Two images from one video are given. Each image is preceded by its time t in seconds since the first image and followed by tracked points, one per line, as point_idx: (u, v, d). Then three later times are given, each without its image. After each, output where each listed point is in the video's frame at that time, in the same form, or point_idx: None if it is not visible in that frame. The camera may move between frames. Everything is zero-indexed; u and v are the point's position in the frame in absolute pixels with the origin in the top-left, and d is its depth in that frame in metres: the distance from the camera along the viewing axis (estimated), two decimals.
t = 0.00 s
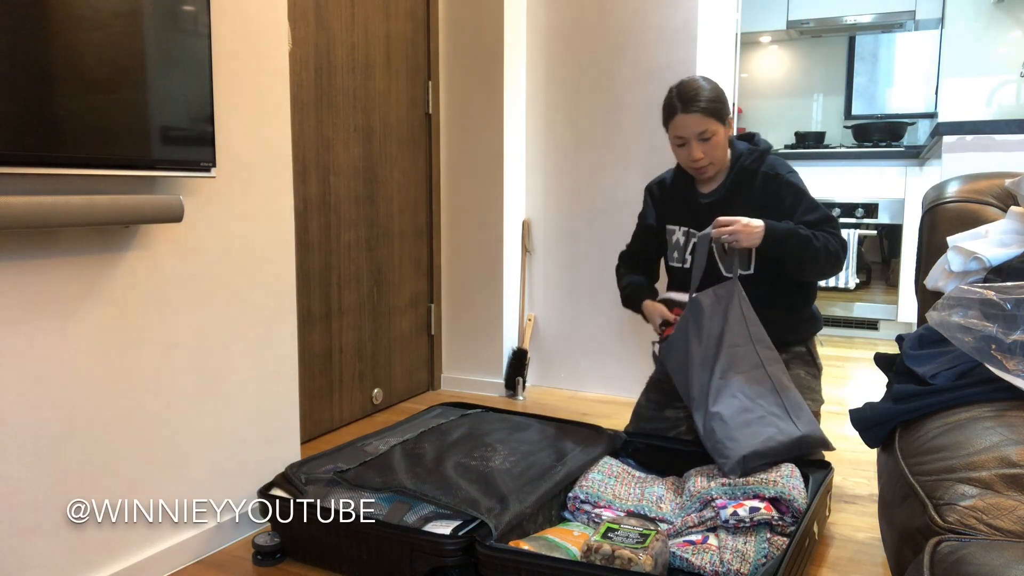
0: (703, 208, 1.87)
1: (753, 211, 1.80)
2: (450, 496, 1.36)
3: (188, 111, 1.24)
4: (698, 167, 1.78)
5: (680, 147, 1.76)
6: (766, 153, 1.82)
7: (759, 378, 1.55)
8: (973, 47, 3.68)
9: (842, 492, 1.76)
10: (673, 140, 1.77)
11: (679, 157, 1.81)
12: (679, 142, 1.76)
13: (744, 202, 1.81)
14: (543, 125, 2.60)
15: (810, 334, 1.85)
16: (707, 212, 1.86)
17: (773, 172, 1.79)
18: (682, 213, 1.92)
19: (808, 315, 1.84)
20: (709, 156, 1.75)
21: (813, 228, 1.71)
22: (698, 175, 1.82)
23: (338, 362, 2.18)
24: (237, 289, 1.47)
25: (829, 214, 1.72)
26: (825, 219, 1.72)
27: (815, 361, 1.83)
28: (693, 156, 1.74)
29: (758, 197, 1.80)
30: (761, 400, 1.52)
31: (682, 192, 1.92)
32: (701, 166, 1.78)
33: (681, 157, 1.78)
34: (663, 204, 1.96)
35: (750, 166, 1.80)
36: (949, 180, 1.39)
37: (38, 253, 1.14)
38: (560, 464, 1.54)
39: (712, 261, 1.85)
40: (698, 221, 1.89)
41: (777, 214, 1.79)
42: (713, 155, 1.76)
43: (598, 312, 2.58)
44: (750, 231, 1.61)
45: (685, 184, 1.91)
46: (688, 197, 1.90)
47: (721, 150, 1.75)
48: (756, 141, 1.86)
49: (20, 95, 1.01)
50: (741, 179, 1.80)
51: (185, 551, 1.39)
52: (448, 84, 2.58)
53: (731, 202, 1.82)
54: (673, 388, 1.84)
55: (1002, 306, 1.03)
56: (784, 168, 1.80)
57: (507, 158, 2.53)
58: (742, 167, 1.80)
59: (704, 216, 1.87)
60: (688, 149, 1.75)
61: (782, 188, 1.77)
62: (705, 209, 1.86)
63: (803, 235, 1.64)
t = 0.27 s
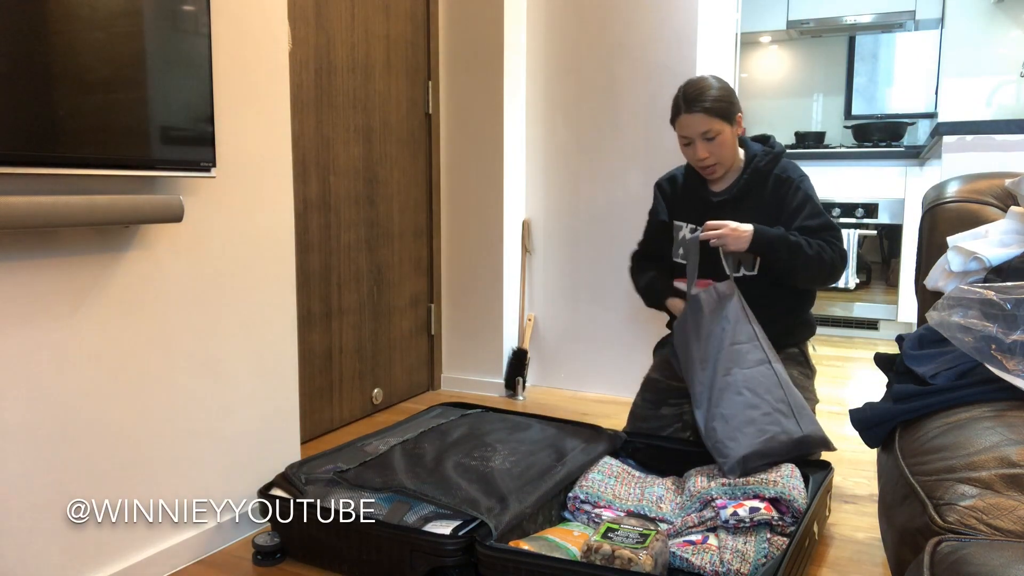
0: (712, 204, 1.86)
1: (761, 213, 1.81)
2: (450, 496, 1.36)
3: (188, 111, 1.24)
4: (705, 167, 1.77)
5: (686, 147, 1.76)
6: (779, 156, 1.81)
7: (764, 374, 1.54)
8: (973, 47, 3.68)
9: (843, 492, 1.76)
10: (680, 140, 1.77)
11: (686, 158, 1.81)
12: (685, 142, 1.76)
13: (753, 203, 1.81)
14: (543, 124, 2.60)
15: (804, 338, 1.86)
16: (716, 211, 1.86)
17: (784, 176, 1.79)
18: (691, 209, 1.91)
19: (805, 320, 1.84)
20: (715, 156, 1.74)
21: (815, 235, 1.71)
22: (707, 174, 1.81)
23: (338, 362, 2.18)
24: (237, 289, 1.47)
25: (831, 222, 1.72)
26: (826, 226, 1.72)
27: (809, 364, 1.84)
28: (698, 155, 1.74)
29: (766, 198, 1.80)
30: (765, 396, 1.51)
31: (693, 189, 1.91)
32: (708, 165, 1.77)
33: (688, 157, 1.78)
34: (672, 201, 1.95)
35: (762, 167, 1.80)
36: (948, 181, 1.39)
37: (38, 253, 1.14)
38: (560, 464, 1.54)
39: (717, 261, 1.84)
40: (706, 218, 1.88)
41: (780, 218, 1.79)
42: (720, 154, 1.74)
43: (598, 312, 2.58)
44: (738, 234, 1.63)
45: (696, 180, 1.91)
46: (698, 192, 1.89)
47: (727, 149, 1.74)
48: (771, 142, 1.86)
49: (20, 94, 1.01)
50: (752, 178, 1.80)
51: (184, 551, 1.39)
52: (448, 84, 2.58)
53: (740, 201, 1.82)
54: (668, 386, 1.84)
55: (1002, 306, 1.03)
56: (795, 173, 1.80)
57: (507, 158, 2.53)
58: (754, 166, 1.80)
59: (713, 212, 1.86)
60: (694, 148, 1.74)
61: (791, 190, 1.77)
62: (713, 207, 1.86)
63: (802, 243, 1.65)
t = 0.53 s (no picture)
0: (717, 206, 1.86)
1: (767, 212, 1.80)
2: (451, 496, 1.36)
3: (187, 111, 1.24)
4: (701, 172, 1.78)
5: (682, 153, 1.76)
6: (780, 155, 1.82)
7: (768, 376, 1.53)
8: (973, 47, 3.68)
9: (843, 492, 1.76)
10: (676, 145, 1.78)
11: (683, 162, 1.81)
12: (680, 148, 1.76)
13: (759, 202, 1.81)
14: (543, 124, 2.60)
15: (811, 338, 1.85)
16: (722, 213, 1.85)
17: (788, 173, 1.79)
18: (695, 212, 1.91)
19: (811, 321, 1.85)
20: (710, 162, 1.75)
21: (824, 232, 1.70)
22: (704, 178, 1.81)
23: (338, 362, 2.18)
24: (236, 289, 1.47)
25: (836, 216, 1.72)
26: (833, 222, 1.71)
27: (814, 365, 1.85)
28: (693, 163, 1.74)
29: (770, 197, 1.80)
30: (769, 398, 1.51)
31: (696, 191, 1.90)
32: (704, 171, 1.77)
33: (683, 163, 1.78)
34: (676, 203, 1.94)
35: (765, 166, 1.80)
36: (948, 181, 1.39)
37: (37, 253, 1.14)
38: (560, 464, 1.54)
39: (727, 261, 1.84)
40: (710, 220, 1.88)
41: (786, 216, 1.78)
42: (715, 160, 1.75)
43: (598, 312, 2.58)
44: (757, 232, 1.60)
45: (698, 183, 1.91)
46: (701, 195, 1.89)
47: (723, 154, 1.74)
48: (770, 143, 1.86)
49: (20, 95, 1.01)
50: (755, 179, 1.80)
51: (184, 551, 1.39)
52: (448, 84, 2.58)
53: (744, 202, 1.82)
54: (670, 386, 1.84)
55: (1002, 306, 1.03)
56: (797, 169, 1.80)
57: (507, 158, 2.53)
58: (757, 165, 1.80)
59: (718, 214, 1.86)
60: (689, 155, 1.75)
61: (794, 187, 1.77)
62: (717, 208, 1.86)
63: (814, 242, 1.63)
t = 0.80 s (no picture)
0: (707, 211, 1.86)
1: (760, 212, 1.80)
2: (451, 496, 1.37)
3: (187, 111, 1.24)
4: (693, 169, 1.75)
5: (675, 147, 1.74)
6: (765, 153, 1.83)
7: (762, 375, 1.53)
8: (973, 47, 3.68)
9: (843, 492, 1.76)
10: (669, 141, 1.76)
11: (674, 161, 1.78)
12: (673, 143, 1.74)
13: (752, 202, 1.81)
14: (543, 124, 2.60)
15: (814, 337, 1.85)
16: (713, 216, 1.86)
17: (775, 171, 1.79)
18: (686, 218, 1.91)
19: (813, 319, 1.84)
20: (705, 157, 1.73)
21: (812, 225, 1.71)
22: (694, 178, 1.79)
23: (338, 362, 2.18)
24: (236, 289, 1.46)
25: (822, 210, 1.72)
26: (820, 216, 1.72)
27: (822, 364, 1.84)
28: (687, 156, 1.72)
29: (760, 196, 1.80)
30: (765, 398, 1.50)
31: (687, 196, 1.90)
32: (697, 168, 1.75)
33: (676, 158, 1.75)
34: (667, 210, 1.94)
35: (752, 166, 1.80)
36: (949, 181, 1.39)
37: (37, 253, 1.14)
38: (560, 464, 1.54)
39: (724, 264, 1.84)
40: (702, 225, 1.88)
41: (776, 214, 1.79)
42: (709, 156, 1.73)
43: (598, 312, 2.58)
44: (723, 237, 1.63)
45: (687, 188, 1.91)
46: (691, 199, 1.89)
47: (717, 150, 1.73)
48: (755, 142, 1.87)
49: (20, 95, 1.01)
50: (743, 179, 1.81)
51: (184, 550, 1.39)
52: (448, 84, 2.58)
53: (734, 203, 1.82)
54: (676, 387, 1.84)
55: (1002, 306, 1.03)
56: (783, 165, 1.80)
57: (507, 158, 2.53)
58: (743, 165, 1.81)
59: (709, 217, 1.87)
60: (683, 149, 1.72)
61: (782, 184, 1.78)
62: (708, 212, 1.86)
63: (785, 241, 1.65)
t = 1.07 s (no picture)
0: (705, 211, 1.84)
1: (756, 212, 1.80)
2: (451, 496, 1.36)
3: (187, 111, 1.24)
4: (699, 144, 1.76)
5: (682, 121, 1.77)
6: (761, 152, 1.82)
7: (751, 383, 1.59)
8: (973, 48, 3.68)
9: (843, 493, 1.76)
10: (676, 118, 1.79)
11: (679, 143, 1.79)
12: (681, 117, 1.77)
13: (748, 202, 1.80)
14: (543, 124, 2.60)
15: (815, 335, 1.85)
16: (710, 217, 1.84)
17: (773, 170, 1.79)
18: (683, 218, 1.88)
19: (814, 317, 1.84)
20: (712, 133, 1.75)
21: (813, 229, 1.72)
22: (698, 160, 1.78)
23: (338, 362, 2.18)
24: (236, 289, 1.46)
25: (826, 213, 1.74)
26: (822, 218, 1.73)
27: (822, 362, 1.83)
28: (696, 126, 1.74)
29: (760, 197, 1.79)
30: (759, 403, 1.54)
31: (682, 196, 1.88)
32: (703, 142, 1.75)
33: (682, 134, 1.77)
34: (664, 210, 1.92)
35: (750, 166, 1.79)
36: (949, 181, 1.39)
37: (37, 253, 1.14)
38: (560, 464, 1.54)
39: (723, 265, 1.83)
40: (699, 225, 1.86)
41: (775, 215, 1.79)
42: (716, 134, 1.76)
43: (598, 312, 2.58)
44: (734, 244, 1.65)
45: (682, 187, 1.88)
46: (687, 199, 1.86)
47: (723, 130, 1.76)
48: (751, 141, 1.86)
49: (20, 95, 1.01)
50: (743, 180, 1.79)
51: (184, 550, 1.39)
52: (448, 84, 2.58)
53: (733, 204, 1.81)
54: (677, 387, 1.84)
55: (1002, 306, 1.03)
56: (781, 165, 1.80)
57: (507, 158, 2.53)
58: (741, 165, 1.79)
59: (707, 218, 1.85)
60: (690, 121, 1.75)
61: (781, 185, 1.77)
62: (705, 213, 1.84)
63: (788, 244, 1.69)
